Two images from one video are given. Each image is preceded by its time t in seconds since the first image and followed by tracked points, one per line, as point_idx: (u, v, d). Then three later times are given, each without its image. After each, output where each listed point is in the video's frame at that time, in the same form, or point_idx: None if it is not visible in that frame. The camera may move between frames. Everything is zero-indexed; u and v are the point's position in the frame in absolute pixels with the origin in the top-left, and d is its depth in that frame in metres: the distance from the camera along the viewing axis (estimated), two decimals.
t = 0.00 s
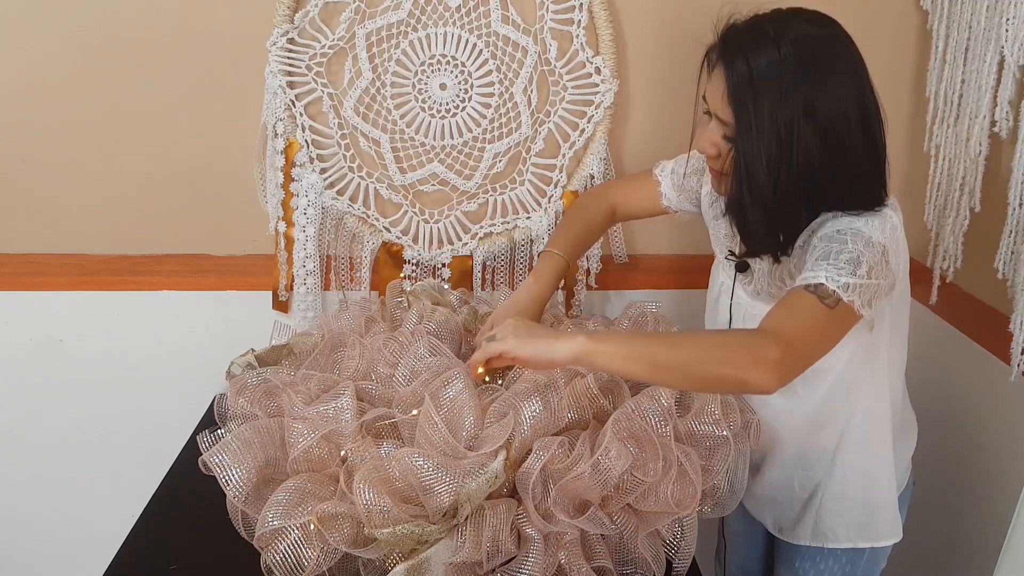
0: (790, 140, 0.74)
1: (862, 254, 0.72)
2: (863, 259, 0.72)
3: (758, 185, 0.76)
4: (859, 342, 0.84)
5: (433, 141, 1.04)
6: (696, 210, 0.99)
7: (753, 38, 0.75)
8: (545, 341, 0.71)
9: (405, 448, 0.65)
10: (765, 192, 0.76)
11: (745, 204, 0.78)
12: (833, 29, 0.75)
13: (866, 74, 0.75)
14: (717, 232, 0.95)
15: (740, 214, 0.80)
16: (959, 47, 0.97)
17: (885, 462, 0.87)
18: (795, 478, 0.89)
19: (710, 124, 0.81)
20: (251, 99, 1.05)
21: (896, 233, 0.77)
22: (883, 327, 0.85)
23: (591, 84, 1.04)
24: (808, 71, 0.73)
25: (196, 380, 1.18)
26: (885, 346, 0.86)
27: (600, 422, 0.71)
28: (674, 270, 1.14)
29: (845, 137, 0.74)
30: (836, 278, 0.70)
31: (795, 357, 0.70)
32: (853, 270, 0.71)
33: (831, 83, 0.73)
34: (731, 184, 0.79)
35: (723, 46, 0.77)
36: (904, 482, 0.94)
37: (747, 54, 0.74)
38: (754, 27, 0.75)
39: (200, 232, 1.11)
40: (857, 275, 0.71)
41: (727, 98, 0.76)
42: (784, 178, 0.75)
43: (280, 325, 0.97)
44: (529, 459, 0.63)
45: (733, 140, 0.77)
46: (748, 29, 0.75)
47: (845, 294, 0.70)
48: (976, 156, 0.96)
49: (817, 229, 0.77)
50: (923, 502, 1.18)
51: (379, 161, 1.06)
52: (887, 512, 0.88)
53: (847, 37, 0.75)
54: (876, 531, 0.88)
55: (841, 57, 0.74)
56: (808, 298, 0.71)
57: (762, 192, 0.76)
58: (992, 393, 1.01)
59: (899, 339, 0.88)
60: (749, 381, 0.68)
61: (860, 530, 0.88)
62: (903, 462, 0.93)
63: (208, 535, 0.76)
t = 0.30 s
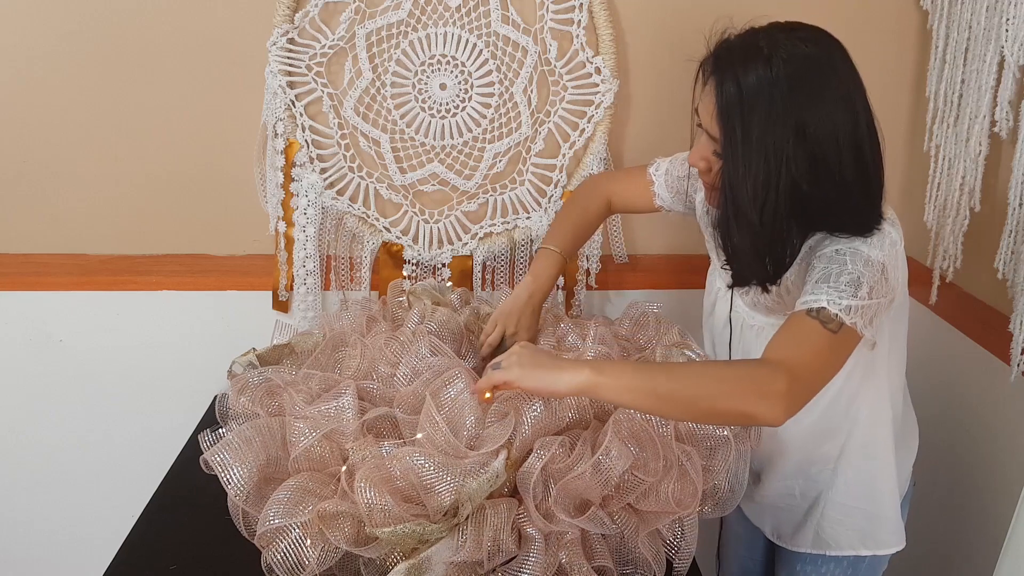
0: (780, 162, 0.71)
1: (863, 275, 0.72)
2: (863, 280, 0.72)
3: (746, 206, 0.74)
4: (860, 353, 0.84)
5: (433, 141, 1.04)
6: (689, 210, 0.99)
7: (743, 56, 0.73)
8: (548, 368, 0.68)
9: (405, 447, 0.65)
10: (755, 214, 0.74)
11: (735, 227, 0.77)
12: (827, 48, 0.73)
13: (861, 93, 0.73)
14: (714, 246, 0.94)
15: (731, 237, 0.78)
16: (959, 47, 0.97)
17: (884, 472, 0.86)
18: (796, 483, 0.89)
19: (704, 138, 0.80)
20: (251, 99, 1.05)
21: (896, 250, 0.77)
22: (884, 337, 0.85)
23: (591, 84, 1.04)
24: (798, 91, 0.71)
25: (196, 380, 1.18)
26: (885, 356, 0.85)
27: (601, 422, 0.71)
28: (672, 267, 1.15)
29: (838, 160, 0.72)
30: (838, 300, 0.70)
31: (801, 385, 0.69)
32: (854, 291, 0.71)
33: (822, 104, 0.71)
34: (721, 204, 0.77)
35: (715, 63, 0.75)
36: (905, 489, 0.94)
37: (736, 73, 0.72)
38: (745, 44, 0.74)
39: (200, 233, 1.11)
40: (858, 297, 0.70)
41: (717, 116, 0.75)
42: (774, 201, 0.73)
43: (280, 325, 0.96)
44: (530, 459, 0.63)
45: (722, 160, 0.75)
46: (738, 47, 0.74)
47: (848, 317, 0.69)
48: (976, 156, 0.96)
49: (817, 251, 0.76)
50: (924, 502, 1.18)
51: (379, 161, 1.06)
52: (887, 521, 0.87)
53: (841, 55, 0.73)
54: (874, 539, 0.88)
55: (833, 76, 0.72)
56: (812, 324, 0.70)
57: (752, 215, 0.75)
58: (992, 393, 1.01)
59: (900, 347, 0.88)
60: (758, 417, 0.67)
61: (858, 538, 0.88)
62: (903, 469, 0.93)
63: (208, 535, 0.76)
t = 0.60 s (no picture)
0: (755, 162, 0.72)
1: (848, 274, 0.72)
2: (849, 279, 0.71)
3: (724, 204, 0.75)
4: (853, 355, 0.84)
5: (433, 141, 1.04)
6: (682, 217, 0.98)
7: (722, 54, 0.72)
8: (541, 361, 0.70)
9: (405, 449, 0.65)
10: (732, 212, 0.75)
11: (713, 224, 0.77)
12: (811, 46, 0.72)
13: (843, 93, 0.72)
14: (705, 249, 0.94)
15: (709, 233, 0.79)
16: (959, 48, 0.97)
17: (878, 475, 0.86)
18: (793, 485, 0.89)
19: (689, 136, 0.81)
20: (250, 99, 1.05)
21: (885, 249, 0.76)
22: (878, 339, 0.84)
23: (591, 84, 1.03)
24: (775, 91, 0.70)
25: (196, 379, 1.18)
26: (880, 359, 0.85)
27: (600, 423, 0.71)
28: (666, 267, 1.15)
29: (815, 160, 0.72)
30: (822, 299, 0.69)
31: (783, 384, 0.68)
32: (839, 290, 0.70)
33: (798, 103, 0.70)
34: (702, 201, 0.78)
35: (695, 61, 0.75)
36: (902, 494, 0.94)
37: (714, 72, 0.72)
38: (726, 41, 0.73)
39: (200, 232, 1.11)
40: (843, 295, 0.70)
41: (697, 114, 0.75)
42: (751, 199, 0.73)
43: (280, 325, 0.96)
44: (530, 460, 0.63)
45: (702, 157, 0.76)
46: (719, 44, 0.73)
47: (832, 315, 0.69)
48: (976, 156, 0.96)
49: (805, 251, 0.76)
50: (924, 501, 1.18)
51: (379, 161, 1.05)
52: (881, 525, 0.87)
53: (822, 54, 0.72)
54: (869, 543, 0.88)
55: (813, 76, 0.71)
56: (795, 323, 0.70)
57: (729, 213, 0.75)
58: (993, 392, 1.01)
59: (895, 349, 0.88)
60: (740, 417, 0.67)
61: (853, 542, 0.88)
62: (900, 472, 0.93)
63: (208, 536, 0.76)
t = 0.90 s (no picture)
0: (741, 156, 0.71)
1: (831, 262, 0.71)
2: (832, 266, 0.70)
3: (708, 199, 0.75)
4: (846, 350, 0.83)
5: (433, 141, 1.04)
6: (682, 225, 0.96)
7: (707, 47, 0.72)
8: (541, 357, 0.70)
9: (404, 448, 0.65)
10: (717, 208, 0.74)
11: (696, 221, 0.77)
12: (798, 42, 0.72)
13: (827, 88, 0.72)
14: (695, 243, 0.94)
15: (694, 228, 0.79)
16: (959, 48, 0.97)
17: (871, 471, 0.86)
18: (791, 484, 0.89)
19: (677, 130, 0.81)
20: (250, 99, 1.05)
21: (867, 241, 0.76)
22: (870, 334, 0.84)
23: (591, 84, 1.03)
24: (760, 86, 0.70)
25: (196, 379, 1.18)
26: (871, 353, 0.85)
27: (600, 423, 0.71)
28: (665, 268, 1.15)
29: (801, 155, 0.71)
30: (804, 285, 0.68)
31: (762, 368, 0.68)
32: (821, 277, 0.69)
33: (784, 98, 0.70)
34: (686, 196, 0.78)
35: (681, 56, 0.74)
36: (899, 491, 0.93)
37: (700, 66, 0.72)
38: (711, 35, 0.73)
39: (200, 232, 1.11)
40: (825, 282, 0.69)
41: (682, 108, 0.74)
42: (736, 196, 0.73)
43: (280, 325, 0.96)
44: (529, 460, 0.63)
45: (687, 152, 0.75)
46: (705, 38, 0.72)
47: (814, 301, 0.68)
48: (977, 157, 0.96)
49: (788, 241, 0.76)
50: (924, 501, 1.18)
51: (379, 161, 1.05)
52: (877, 522, 0.87)
53: (807, 48, 0.72)
54: (865, 540, 0.88)
55: (798, 71, 0.71)
56: (778, 309, 0.68)
57: (712, 210, 0.75)
58: (993, 392, 1.01)
59: (887, 344, 0.87)
60: (712, 396, 0.66)
61: (848, 540, 0.88)
62: (895, 468, 0.92)
63: (208, 536, 0.76)
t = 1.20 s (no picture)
0: (733, 143, 0.72)
1: (823, 243, 0.72)
2: (823, 248, 0.71)
3: (702, 185, 0.76)
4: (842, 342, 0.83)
5: (433, 141, 1.04)
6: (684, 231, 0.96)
7: (700, 36, 0.73)
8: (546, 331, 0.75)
9: (404, 447, 0.65)
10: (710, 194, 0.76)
11: (690, 204, 0.78)
12: (789, 29, 0.72)
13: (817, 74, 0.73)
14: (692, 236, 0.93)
15: (688, 214, 0.80)
16: (959, 48, 0.97)
17: (867, 463, 0.86)
18: (792, 480, 0.88)
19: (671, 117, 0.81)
20: (250, 99, 1.05)
21: (865, 223, 0.76)
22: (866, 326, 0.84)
23: (591, 84, 1.04)
24: (751, 73, 0.71)
25: (196, 379, 1.18)
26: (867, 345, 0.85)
27: (600, 422, 0.71)
28: (665, 269, 1.14)
29: (792, 141, 0.72)
30: (791, 265, 0.70)
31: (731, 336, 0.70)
32: (812, 258, 0.70)
33: (775, 85, 0.71)
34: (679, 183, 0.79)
35: (674, 45, 0.75)
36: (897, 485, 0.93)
37: (693, 55, 0.73)
38: (705, 24, 0.73)
39: (200, 232, 1.12)
40: (815, 263, 0.70)
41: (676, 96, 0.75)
42: (729, 182, 0.74)
43: (280, 325, 0.96)
44: (528, 458, 0.63)
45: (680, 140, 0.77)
46: (698, 26, 0.73)
47: (800, 281, 0.69)
48: (977, 157, 0.96)
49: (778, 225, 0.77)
50: (924, 501, 1.18)
51: (379, 161, 1.05)
52: (872, 515, 0.88)
53: (799, 35, 0.73)
54: (860, 534, 0.88)
55: (790, 58, 0.72)
56: (760, 284, 0.71)
57: (706, 193, 0.76)
58: (993, 392, 1.01)
59: (883, 335, 0.87)
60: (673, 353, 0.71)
61: (844, 534, 0.88)
62: (892, 462, 0.92)
63: (207, 536, 0.76)
